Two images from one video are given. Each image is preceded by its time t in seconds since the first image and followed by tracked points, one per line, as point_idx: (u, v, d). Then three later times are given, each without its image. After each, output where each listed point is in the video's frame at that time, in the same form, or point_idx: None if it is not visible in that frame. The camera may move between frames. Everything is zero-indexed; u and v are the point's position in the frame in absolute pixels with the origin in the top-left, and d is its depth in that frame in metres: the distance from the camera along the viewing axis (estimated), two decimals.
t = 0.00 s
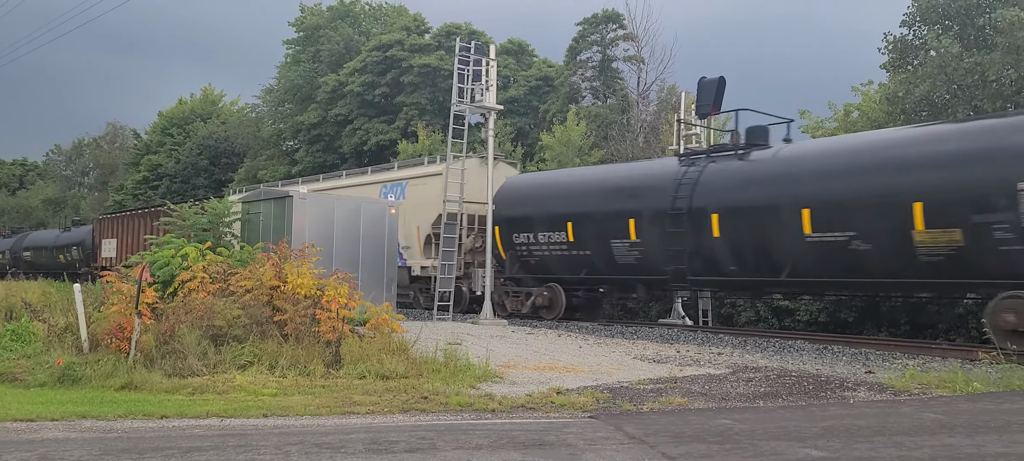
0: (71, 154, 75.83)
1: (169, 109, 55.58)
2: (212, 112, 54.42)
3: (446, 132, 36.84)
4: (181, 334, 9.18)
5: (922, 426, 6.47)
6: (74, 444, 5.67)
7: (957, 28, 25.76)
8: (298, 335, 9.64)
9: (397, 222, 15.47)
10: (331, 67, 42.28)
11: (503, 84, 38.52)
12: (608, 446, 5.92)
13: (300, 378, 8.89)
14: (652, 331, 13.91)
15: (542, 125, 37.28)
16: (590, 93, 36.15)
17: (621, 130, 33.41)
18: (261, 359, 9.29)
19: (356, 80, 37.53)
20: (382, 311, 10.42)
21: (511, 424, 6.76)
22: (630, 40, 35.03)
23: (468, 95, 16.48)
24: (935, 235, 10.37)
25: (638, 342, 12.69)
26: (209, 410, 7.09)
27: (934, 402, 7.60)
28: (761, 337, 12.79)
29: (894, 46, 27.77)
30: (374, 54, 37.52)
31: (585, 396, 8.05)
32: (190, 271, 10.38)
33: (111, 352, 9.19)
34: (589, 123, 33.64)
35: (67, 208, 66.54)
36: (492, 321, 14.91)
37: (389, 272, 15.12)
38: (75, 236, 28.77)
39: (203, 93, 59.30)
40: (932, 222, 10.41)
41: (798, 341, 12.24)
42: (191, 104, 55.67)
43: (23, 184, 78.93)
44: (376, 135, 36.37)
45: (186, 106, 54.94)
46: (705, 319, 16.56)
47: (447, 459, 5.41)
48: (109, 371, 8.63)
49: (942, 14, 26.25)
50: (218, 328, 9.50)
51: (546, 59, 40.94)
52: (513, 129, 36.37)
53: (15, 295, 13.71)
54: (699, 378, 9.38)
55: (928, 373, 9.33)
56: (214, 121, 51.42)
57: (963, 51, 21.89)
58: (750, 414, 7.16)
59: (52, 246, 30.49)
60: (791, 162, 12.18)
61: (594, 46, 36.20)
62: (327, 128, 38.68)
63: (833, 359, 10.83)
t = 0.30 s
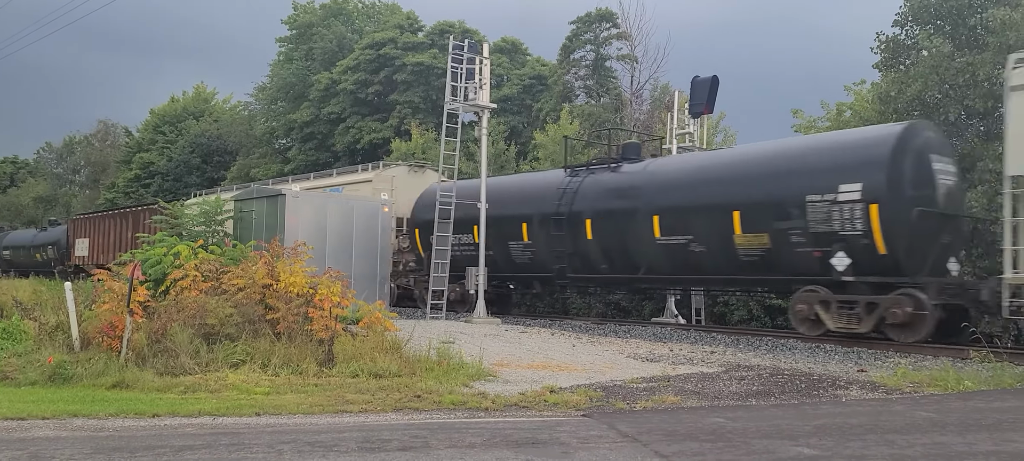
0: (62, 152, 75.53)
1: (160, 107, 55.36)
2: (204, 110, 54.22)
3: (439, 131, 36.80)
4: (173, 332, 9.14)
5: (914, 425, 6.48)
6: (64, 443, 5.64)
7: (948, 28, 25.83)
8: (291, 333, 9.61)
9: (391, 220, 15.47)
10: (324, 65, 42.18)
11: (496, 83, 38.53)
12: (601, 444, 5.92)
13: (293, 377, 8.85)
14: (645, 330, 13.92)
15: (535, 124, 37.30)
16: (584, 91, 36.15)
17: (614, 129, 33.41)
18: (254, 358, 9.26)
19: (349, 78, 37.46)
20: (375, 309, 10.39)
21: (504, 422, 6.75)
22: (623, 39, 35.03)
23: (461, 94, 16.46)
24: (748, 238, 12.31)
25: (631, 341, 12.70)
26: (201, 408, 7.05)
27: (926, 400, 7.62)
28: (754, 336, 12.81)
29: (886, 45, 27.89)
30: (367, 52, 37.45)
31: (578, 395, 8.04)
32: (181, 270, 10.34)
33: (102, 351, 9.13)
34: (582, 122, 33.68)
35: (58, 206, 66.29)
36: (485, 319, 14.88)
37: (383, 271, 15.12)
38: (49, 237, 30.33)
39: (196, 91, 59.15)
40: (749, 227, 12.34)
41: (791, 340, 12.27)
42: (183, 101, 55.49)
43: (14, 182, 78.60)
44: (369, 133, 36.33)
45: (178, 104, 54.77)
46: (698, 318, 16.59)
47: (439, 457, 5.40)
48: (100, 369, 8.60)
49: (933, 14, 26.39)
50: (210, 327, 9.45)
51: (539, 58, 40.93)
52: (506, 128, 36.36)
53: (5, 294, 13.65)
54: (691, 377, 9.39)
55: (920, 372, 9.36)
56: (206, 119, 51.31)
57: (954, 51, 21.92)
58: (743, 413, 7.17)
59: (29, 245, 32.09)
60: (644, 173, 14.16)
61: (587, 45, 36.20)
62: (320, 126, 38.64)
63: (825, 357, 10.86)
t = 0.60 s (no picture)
0: (55, 152, 75.31)
1: (155, 107, 55.22)
2: (199, 110, 54.10)
3: (435, 130, 36.80)
4: (168, 333, 9.12)
5: (908, 424, 6.50)
6: (59, 443, 5.63)
7: (943, 28, 26.59)
8: (285, 334, 9.60)
9: (386, 220, 15.46)
10: (319, 64, 42.14)
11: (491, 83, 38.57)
12: (596, 444, 5.91)
13: (288, 377, 8.85)
14: (640, 330, 13.93)
15: (530, 124, 37.34)
16: (579, 91, 36.22)
17: (609, 129, 33.43)
18: (249, 358, 9.24)
19: (344, 78, 37.42)
20: (370, 309, 10.39)
21: (500, 422, 6.75)
22: (618, 39, 35.09)
23: (457, 94, 16.45)
24: (615, 241, 14.57)
25: (626, 341, 12.71)
26: (196, 409, 7.04)
27: (920, 400, 7.64)
28: (749, 336, 12.82)
29: (881, 46, 28.09)
30: (363, 52, 37.42)
31: (573, 395, 8.04)
32: (176, 270, 10.32)
33: (96, 351, 9.11)
34: (577, 122, 33.70)
35: (51, 206, 66.10)
36: (480, 319, 14.88)
37: (378, 271, 15.10)
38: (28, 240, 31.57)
39: (190, 91, 59.04)
40: (616, 231, 14.62)
41: (786, 340, 12.28)
42: (178, 101, 55.38)
43: (7, 182, 78.35)
44: (364, 133, 36.30)
45: (173, 104, 54.64)
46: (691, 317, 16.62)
47: (434, 458, 5.40)
48: (94, 370, 8.57)
49: (928, 15, 27.01)
50: (204, 328, 9.43)
51: (534, 58, 40.97)
52: (502, 128, 36.39)
53: None
54: (687, 376, 9.41)
55: (915, 371, 9.38)
56: (201, 119, 51.25)
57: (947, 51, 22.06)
58: (738, 412, 7.18)
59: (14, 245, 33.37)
60: (544, 184, 16.24)
61: (583, 45, 36.24)
62: (315, 126, 38.61)
63: (820, 357, 10.88)
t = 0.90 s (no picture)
0: (50, 152, 75.10)
1: (151, 107, 55.16)
2: (195, 110, 54.06)
3: (431, 131, 36.78)
4: (163, 333, 9.10)
5: (904, 424, 6.51)
6: (55, 444, 5.61)
7: (938, 29, 26.68)
8: (280, 335, 9.58)
9: (382, 221, 15.46)
10: (315, 65, 42.10)
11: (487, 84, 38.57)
12: (592, 444, 5.91)
13: (284, 378, 8.84)
14: (636, 330, 13.95)
15: (526, 125, 37.32)
16: (575, 92, 36.25)
17: (605, 130, 33.47)
18: (244, 359, 9.24)
19: (340, 78, 37.41)
20: (366, 310, 10.37)
21: (495, 422, 6.76)
22: (614, 40, 35.11)
23: (453, 94, 16.43)
24: (510, 245, 15.97)
25: (622, 341, 12.72)
26: (192, 409, 7.04)
27: (915, 400, 7.65)
28: (744, 336, 12.85)
29: (876, 47, 28.21)
30: (358, 52, 37.40)
31: (569, 396, 8.04)
32: (171, 271, 10.30)
33: (91, 352, 9.10)
34: (573, 122, 33.71)
35: (46, 207, 65.99)
36: (476, 320, 14.88)
37: (374, 271, 15.09)
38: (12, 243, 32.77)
39: (186, 91, 58.95)
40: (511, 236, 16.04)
41: (781, 340, 12.32)
42: (173, 102, 55.28)
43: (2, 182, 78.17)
44: (360, 133, 36.28)
45: (168, 104, 54.54)
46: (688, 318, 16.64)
47: (430, 458, 5.40)
48: (89, 371, 8.56)
49: (923, 15, 27.12)
50: (199, 328, 9.41)
51: (530, 58, 40.98)
52: (498, 128, 36.39)
53: None
54: (682, 377, 9.42)
55: (910, 371, 9.42)
56: (196, 119, 51.17)
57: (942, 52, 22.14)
58: (733, 412, 7.20)
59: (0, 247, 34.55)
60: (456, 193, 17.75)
61: (579, 45, 36.25)
62: (311, 127, 38.58)
63: (815, 357, 10.91)
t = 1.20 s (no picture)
0: (47, 152, 74.92)
1: (147, 106, 55.06)
2: (191, 109, 53.98)
3: (427, 130, 36.72)
4: (160, 333, 9.08)
5: (901, 422, 6.52)
6: (51, 445, 5.59)
7: (934, 27, 26.72)
8: (277, 334, 9.57)
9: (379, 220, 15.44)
10: (311, 64, 42.02)
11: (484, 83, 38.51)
12: (589, 443, 5.92)
13: (281, 377, 8.84)
14: (634, 329, 13.95)
15: (523, 124, 37.25)
16: (572, 91, 36.22)
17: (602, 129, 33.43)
18: (241, 358, 9.22)
19: (336, 78, 37.36)
20: (363, 309, 10.35)
21: (493, 422, 6.76)
22: (611, 39, 35.09)
23: (449, 93, 16.41)
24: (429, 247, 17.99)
25: (619, 340, 12.72)
26: (188, 409, 7.01)
27: (911, 398, 7.66)
28: (742, 335, 12.86)
29: (872, 46, 28.27)
30: (355, 52, 37.35)
31: (566, 395, 8.04)
32: (168, 270, 10.27)
33: (88, 352, 9.08)
34: (570, 121, 33.65)
35: (42, 207, 65.87)
36: (473, 319, 14.88)
37: (371, 270, 15.07)
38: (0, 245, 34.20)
39: (182, 91, 58.81)
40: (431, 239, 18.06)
41: (777, 338, 12.33)
42: (170, 101, 55.15)
43: None
44: (357, 133, 36.23)
45: (164, 103, 54.41)
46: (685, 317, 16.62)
47: (428, 457, 5.40)
48: (86, 370, 8.55)
49: (920, 14, 27.15)
50: (196, 328, 9.40)
51: (527, 58, 40.93)
52: (494, 127, 36.34)
53: None
54: (680, 375, 9.43)
55: (907, 369, 9.43)
56: (193, 119, 51.08)
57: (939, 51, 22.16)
58: (731, 411, 7.20)
59: None
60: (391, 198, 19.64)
61: (575, 44, 36.23)
62: (307, 126, 38.51)
63: (812, 356, 10.92)
